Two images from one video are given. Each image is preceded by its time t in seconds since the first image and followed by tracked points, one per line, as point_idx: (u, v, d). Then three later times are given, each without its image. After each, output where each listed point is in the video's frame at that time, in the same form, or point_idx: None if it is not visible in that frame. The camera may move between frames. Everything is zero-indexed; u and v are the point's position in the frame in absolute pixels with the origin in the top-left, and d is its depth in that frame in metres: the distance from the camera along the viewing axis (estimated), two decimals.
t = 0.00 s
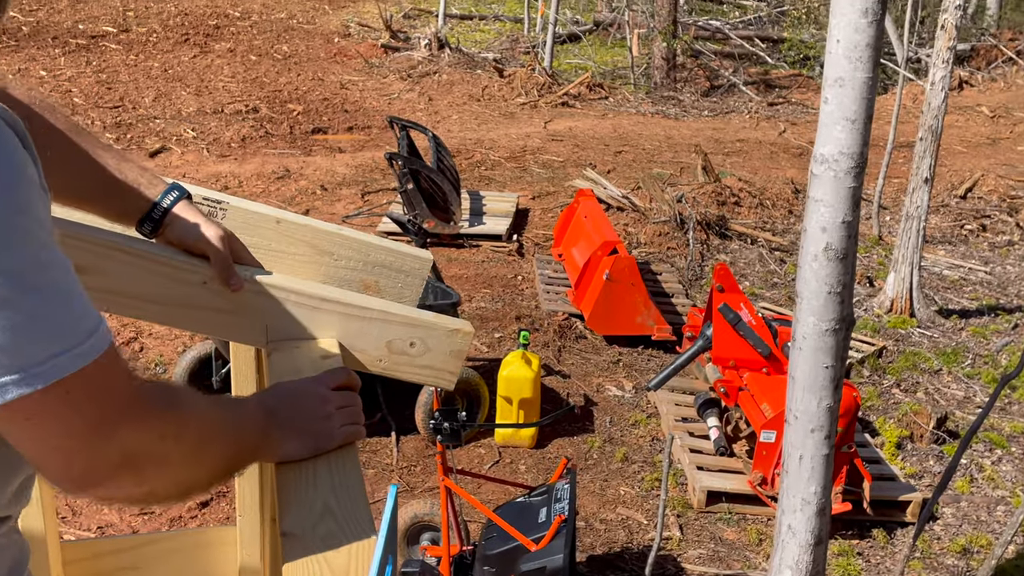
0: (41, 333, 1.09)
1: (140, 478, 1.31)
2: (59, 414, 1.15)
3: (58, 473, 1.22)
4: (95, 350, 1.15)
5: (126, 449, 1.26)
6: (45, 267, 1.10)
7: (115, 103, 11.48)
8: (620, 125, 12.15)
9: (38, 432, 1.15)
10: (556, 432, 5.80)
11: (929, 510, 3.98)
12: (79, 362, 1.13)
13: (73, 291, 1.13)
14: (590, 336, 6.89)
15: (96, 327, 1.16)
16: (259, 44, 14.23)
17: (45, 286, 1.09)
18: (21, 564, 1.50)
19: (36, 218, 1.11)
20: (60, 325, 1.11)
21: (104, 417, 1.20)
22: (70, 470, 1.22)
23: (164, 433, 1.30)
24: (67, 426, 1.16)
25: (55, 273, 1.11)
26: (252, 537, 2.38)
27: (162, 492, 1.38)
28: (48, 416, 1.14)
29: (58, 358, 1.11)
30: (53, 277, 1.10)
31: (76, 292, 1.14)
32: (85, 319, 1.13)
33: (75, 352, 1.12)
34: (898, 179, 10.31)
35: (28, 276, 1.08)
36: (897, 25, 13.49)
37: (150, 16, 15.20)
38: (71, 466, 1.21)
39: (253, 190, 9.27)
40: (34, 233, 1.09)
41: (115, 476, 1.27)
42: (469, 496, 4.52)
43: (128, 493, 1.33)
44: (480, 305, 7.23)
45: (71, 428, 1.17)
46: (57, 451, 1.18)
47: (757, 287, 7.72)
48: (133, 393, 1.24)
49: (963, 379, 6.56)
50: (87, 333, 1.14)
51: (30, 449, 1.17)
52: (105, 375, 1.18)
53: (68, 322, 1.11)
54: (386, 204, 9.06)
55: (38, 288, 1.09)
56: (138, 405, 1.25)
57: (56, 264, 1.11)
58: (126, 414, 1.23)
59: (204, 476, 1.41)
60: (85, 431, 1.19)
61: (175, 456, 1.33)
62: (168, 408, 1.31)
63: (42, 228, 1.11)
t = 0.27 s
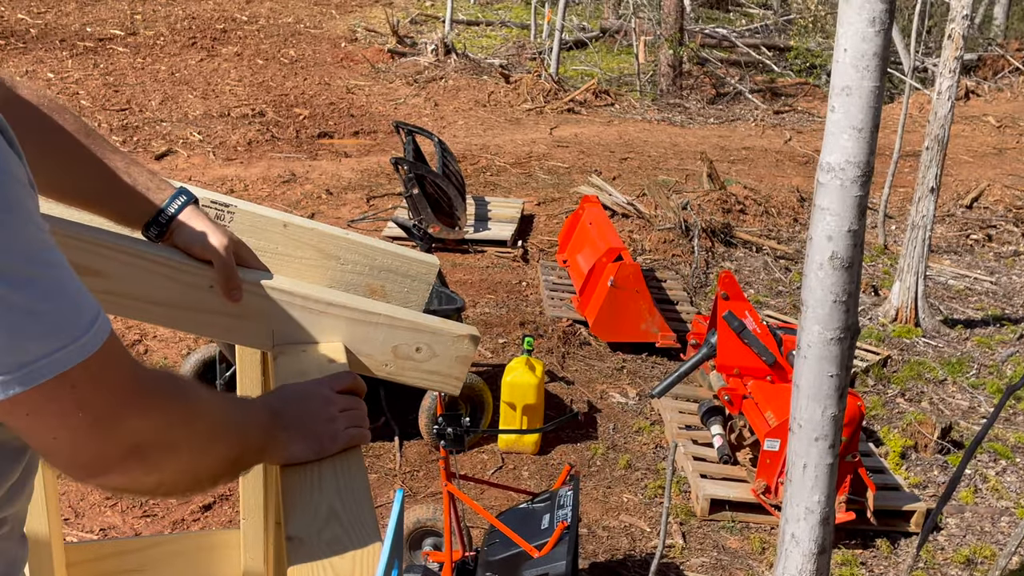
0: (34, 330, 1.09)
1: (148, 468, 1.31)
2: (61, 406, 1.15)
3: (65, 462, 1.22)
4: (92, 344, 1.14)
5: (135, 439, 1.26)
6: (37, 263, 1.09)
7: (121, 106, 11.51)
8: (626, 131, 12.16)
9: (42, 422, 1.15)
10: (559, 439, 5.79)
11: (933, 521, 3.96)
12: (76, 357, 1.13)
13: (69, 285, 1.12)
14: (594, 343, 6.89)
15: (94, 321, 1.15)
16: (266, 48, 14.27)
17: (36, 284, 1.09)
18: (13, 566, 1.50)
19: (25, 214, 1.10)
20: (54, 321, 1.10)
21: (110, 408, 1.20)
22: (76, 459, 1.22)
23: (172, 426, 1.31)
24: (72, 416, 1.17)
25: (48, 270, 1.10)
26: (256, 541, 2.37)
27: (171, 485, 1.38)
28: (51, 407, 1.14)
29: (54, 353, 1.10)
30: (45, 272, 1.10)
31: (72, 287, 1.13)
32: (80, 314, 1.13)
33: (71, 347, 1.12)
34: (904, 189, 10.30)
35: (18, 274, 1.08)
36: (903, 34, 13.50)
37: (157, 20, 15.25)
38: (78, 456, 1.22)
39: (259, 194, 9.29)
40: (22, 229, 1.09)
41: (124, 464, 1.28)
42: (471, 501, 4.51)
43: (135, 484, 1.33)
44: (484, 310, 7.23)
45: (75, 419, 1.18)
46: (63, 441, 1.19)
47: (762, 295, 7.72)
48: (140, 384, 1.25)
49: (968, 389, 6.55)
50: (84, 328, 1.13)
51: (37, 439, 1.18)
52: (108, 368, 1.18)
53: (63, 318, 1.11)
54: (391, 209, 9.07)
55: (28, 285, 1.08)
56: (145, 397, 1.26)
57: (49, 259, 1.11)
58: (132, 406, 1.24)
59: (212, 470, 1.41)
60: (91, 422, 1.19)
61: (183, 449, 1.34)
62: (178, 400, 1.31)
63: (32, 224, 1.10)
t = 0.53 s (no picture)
0: (46, 323, 1.09)
1: (160, 462, 1.32)
2: (78, 401, 1.15)
3: (80, 456, 1.22)
4: (104, 338, 1.14)
5: (150, 433, 1.28)
6: (48, 259, 1.10)
7: (131, 105, 11.55)
8: (634, 134, 12.16)
9: (61, 416, 1.15)
10: (565, 441, 5.79)
11: (939, 527, 3.94)
12: (90, 350, 1.13)
13: (79, 280, 1.13)
14: (600, 346, 6.89)
15: (105, 316, 1.15)
16: (275, 49, 14.31)
17: (48, 279, 1.09)
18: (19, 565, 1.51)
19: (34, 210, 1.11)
20: (67, 315, 1.10)
21: (128, 403, 1.21)
22: (91, 453, 1.22)
23: (186, 421, 1.32)
24: (92, 410, 1.17)
25: (59, 264, 1.11)
26: (262, 540, 2.38)
27: (179, 478, 1.39)
28: (71, 403, 1.15)
29: (68, 347, 1.11)
30: (56, 267, 1.10)
31: (82, 283, 1.13)
32: (92, 308, 1.13)
33: (84, 341, 1.12)
34: (912, 194, 10.29)
35: (30, 269, 1.08)
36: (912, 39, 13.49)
37: (167, 20, 15.30)
38: (92, 451, 1.22)
39: (267, 194, 9.31)
40: (32, 225, 1.09)
41: (137, 459, 1.29)
42: (477, 503, 4.52)
43: (145, 479, 1.34)
44: (490, 312, 7.24)
45: (94, 413, 1.18)
46: (79, 435, 1.19)
47: (769, 299, 7.72)
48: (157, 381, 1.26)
49: (975, 395, 6.53)
50: (96, 321, 1.13)
51: (53, 434, 1.18)
52: (124, 363, 1.19)
53: (74, 311, 1.11)
54: (398, 210, 9.09)
55: (40, 280, 1.09)
56: (161, 394, 1.27)
57: (59, 255, 1.11)
58: (149, 402, 1.25)
59: (221, 468, 1.43)
60: (109, 417, 1.20)
61: (196, 445, 1.35)
62: (191, 395, 1.33)
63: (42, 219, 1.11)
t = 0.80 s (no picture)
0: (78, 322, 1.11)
1: (183, 457, 1.33)
2: (95, 404, 1.16)
3: (103, 463, 1.25)
4: (133, 334, 1.16)
5: (168, 434, 1.28)
6: (82, 261, 1.13)
7: (141, 102, 11.58)
8: (643, 134, 12.14)
9: (74, 424, 1.17)
10: (572, 440, 5.79)
11: (947, 529, 3.91)
12: (121, 348, 1.15)
13: (106, 282, 1.15)
14: (608, 345, 6.89)
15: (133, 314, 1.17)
16: (284, 46, 14.32)
17: (80, 278, 1.12)
18: (32, 562, 1.53)
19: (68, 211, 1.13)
20: (98, 314, 1.13)
21: (141, 410, 1.21)
22: (113, 460, 1.25)
23: (203, 414, 1.31)
24: (105, 418, 1.18)
25: (90, 264, 1.14)
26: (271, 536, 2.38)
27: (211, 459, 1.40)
28: (82, 410, 1.16)
29: (98, 344, 1.13)
30: (88, 267, 1.13)
31: (113, 281, 1.16)
32: (122, 307, 1.15)
33: (113, 339, 1.14)
34: (921, 195, 10.25)
35: (62, 268, 1.11)
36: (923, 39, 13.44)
37: (177, 17, 15.33)
38: (111, 456, 1.24)
39: (275, 192, 9.33)
40: (66, 226, 1.12)
41: (159, 459, 1.30)
42: (484, 501, 4.52)
43: (174, 471, 1.36)
44: (498, 311, 7.24)
45: (105, 424, 1.19)
46: (97, 444, 1.21)
47: (777, 299, 7.70)
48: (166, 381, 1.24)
49: (984, 397, 6.51)
50: (125, 320, 1.16)
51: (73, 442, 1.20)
52: (134, 365, 1.18)
53: (100, 313, 1.13)
54: (407, 208, 9.09)
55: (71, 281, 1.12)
56: (172, 391, 1.25)
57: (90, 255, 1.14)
58: (161, 404, 1.24)
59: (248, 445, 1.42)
60: (121, 426, 1.20)
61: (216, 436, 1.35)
62: (208, 388, 1.31)
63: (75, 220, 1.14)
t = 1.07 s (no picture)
0: (129, 278, 1.10)
1: (243, 385, 1.36)
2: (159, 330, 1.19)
3: (173, 388, 1.28)
4: (179, 281, 1.15)
5: (226, 358, 1.30)
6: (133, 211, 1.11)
7: (150, 96, 11.60)
8: (652, 129, 12.12)
9: (145, 346, 1.20)
10: (580, 436, 5.78)
11: (956, 528, 3.88)
12: (170, 297, 1.14)
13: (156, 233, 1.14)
14: (616, 341, 6.88)
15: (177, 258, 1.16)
16: (294, 41, 14.32)
17: (122, 238, 1.09)
18: (48, 561, 1.44)
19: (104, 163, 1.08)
20: (143, 269, 1.11)
21: (202, 333, 1.24)
22: (183, 384, 1.28)
23: (254, 339, 1.34)
24: (171, 344, 1.22)
25: (131, 218, 1.10)
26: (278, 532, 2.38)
27: (259, 396, 1.42)
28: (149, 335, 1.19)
29: (150, 299, 1.12)
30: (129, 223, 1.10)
31: (151, 232, 1.13)
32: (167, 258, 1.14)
33: (164, 287, 1.13)
34: (932, 192, 10.20)
35: (104, 230, 1.07)
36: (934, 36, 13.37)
37: (187, 11, 15.35)
38: (190, 373, 1.27)
39: (284, 186, 9.34)
40: (105, 184, 1.07)
41: (220, 386, 1.32)
42: (492, 498, 4.52)
43: (231, 403, 1.38)
44: (507, 306, 7.24)
45: (175, 342, 1.22)
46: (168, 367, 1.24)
47: (786, 296, 7.68)
48: (220, 306, 1.26)
49: (994, 396, 6.48)
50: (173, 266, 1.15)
51: (143, 369, 1.23)
52: (191, 292, 1.21)
53: (158, 261, 1.13)
54: (415, 204, 9.09)
55: (115, 241, 1.08)
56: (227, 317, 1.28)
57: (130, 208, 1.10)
58: (218, 327, 1.26)
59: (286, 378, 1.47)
60: (189, 345, 1.24)
61: (265, 362, 1.38)
62: (251, 313, 1.34)
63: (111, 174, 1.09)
